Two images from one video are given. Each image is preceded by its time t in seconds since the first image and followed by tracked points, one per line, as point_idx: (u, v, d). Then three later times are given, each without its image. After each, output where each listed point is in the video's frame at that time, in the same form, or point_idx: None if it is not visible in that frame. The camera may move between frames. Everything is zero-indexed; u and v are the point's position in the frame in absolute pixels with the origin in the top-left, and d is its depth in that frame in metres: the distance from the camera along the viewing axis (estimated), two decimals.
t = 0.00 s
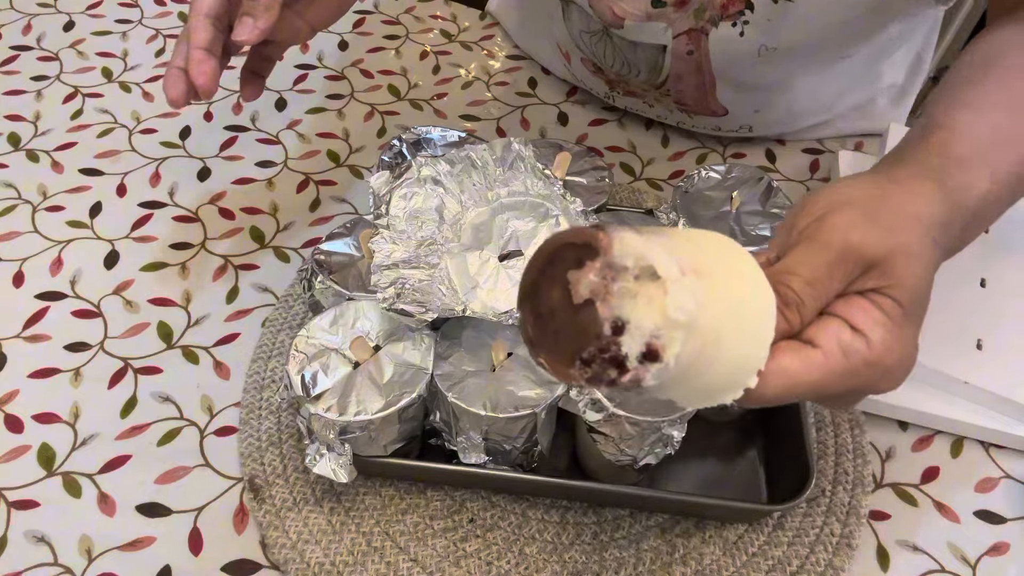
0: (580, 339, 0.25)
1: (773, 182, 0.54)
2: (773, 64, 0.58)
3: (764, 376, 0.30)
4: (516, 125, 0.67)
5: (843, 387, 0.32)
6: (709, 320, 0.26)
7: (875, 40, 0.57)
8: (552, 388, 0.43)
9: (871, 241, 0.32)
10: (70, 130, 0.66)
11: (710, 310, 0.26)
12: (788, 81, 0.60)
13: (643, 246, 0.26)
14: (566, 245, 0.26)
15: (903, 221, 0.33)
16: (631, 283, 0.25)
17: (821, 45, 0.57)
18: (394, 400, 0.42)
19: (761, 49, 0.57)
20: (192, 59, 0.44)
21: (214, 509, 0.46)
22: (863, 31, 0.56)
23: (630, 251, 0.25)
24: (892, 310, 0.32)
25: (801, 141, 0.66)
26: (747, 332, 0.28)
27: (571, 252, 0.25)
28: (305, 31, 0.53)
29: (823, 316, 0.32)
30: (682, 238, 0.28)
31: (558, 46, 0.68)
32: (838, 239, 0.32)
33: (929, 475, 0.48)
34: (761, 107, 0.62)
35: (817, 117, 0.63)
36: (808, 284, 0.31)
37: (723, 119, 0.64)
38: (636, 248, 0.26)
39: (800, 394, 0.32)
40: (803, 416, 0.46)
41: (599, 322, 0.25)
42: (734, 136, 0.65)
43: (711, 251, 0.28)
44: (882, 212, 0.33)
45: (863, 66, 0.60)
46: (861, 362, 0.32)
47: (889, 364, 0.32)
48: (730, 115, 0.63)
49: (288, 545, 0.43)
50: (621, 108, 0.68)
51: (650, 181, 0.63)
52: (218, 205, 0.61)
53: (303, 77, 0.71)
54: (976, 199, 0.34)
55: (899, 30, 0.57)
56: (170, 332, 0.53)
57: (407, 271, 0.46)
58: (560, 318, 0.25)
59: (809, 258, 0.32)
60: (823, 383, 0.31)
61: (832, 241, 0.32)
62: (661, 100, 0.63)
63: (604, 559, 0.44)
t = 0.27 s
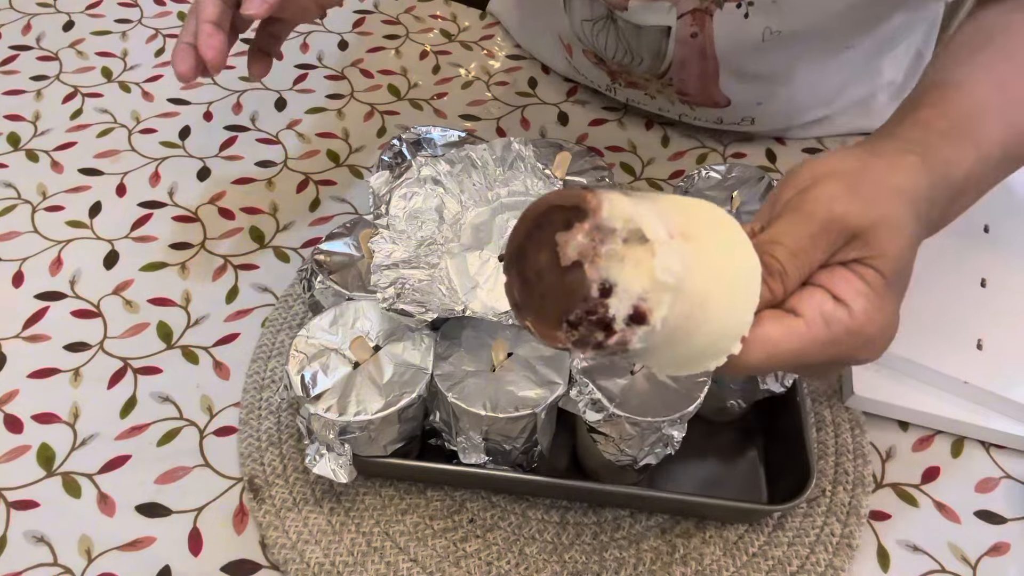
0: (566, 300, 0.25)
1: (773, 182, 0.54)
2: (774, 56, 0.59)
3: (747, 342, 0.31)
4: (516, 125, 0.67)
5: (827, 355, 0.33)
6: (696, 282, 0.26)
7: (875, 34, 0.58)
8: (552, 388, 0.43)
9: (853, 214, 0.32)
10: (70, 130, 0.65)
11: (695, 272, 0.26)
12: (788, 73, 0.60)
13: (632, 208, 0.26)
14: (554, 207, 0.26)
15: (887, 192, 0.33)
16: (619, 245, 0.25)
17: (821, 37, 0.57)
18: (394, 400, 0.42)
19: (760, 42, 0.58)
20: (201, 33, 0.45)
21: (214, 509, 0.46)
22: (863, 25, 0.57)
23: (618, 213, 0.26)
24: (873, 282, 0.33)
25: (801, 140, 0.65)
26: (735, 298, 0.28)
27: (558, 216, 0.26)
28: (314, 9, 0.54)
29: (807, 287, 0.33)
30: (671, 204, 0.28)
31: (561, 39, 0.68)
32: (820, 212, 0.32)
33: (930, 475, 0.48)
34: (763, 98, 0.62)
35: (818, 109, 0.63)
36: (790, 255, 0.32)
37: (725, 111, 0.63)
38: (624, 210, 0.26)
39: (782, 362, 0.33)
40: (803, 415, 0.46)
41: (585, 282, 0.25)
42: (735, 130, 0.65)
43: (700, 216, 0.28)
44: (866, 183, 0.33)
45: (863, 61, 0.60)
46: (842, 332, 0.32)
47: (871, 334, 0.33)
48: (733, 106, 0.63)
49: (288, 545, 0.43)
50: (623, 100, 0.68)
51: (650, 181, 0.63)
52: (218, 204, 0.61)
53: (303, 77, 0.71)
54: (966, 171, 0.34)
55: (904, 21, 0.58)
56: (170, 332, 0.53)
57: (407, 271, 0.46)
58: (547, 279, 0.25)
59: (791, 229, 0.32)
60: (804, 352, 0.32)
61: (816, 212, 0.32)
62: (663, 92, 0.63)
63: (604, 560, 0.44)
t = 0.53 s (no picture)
0: (591, 262, 0.25)
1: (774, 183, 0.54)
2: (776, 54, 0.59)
3: (768, 303, 0.30)
4: (516, 125, 0.67)
5: (841, 317, 0.33)
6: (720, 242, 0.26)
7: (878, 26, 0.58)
8: (552, 388, 0.43)
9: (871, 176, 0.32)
10: (70, 130, 0.65)
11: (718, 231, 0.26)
12: (790, 70, 0.60)
13: (655, 167, 0.26)
14: (578, 165, 0.25)
15: (902, 153, 0.33)
16: (643, 206, 0.25)
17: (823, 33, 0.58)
18: (394, 400, 0.42)
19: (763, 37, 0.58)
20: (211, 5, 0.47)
21: (214, 509, 0.46)
22: (866, 19, 0.57)
23: (643, 172, 0.25)
24: (889, 242, 0.33)
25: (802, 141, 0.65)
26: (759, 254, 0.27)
27: (582, 176, 0.25)
28: None
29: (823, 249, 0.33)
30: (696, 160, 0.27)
31: (563, 29, 0.68)
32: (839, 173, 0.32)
33: (930, 475, 0.48)
34: (767, 89, 0.62)
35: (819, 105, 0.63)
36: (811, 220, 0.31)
37: (729, 101, 0.64)
38: (648, 169, 0.25)
39: (799, 324, 0.32)
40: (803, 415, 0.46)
41: (610, 244, 0.25)
42: (738, 122, 0.65)
43: (725, 173, 0.27)
44: (882, 144, 0.33)
45: (864, 53, 0.60)
46: (860, 292, 0.32)
47: (886, 295, 0.33)
48: (737, 97, 0.63)
49: (288, 545, 0.43)
50: (625, 92, 0.68)
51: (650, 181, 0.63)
52: (218, 204, 0.61)
53: (303, 77, 0.71)
54: (973, 137, 0.35)
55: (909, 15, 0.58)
56: (170, 332, 0.53)
57: (407, 271, 0.45)
58: (572, 241, 0.25)
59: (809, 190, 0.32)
60: (822, 313, 0.32)
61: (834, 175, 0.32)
62: (667, 82, 0.63)
63: (604, 560, 0.44)
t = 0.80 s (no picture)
0: (637, 267, 0.24)
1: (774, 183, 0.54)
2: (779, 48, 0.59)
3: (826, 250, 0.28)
4: (516, 125, 0.67)
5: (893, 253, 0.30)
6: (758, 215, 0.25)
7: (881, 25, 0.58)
8: (553, 387, 0.43)
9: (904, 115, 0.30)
10: (70, 130, 0.65)
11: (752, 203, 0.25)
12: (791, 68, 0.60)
13: (676, 160, 0.24)
14: (600, 176, 0.25)
15: (929, 86, 0.32)
16: (673, 202, 0.24)
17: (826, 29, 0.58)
18: (394, 400, 0.42)
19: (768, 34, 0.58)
20: None
21: (214, 509, 0.46)
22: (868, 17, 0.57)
23: (666, 169, 0.24)
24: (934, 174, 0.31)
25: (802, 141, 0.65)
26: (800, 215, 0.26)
27: (605, 186, 0.24)
28: None
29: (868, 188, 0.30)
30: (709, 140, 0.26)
31: (568, 21, 0.67)
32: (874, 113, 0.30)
33: (930, 475, 0.48)
34: (771, 83, 0.61)
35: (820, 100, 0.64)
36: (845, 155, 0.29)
37: (733, 95, 0.63)
38: (669, 165, 0.24)
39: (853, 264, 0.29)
40: (804, 416, 0.46)
41: (651, 247, 0.24)
42: (742, 114, 0.65)
43: (745, 142, 0.26)
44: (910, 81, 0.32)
45: (865, 50, 0.60)
46: (913, 223, 0.30)
47: (937, 229, 0.31)
48: (742, 90, 0.63)
49: (288, 545, 0.43)
50: (629, 84, 0.67)
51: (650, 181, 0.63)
52: (217, 204, 0.61)
53: (303, 77, 0.71)
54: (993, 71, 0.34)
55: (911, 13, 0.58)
56: (170, 332, 0.53)
57: (406, 271, 0.45)
58: (614, 250, 0.24)
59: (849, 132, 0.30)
60: (876, 252, 0.29)
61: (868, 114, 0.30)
62: (672, 74, 0.63)
63: (605, 560, 0.43)
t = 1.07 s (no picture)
0: (696, 287, 0.26)
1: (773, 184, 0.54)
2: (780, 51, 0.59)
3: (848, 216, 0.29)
4: (516, 125, 0.67)
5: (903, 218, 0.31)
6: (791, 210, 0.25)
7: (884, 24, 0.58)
8: (553, 387, 0.43)
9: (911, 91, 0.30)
10: (70, 130, 0.65)
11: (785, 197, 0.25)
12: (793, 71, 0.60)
13: (708, 181, 0.25)
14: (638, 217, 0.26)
15: (939, 61, 0.31)
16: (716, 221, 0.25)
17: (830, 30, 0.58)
18: (394, 400, 0.42)
19: (770, 33, 0.57)
20: None
21: (214, 509, 0.46)
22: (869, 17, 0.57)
23: (699, 195, 0.25)
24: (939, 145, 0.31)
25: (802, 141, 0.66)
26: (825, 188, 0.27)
27: (648, 225, 0.26)
28: None
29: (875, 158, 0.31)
30: (730, 142, 0.26)
31: (567, 19, 0.68)
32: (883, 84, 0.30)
33: (930, 475, 0.48)
34: (775, 78, 0.60)
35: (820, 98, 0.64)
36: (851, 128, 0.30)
37: (735, 90, 0.62)
38: (699, 190, 0.25)
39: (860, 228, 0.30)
40: (803, 416, 0.46)
41: (704, 269, 0.25)
42: (744, 111, 0.64)
43: (755, 140, 0.26)
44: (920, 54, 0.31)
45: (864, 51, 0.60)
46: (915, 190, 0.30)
47: (941, 197, 0.31)
48: (745, 84, 0.61)
49: (288, 545, 0.43)
50: (630, 81, 0.67)
51: (649, 181, 0.63)
52: (218, 205, 0.61)
53: (303, 77, 0.71)
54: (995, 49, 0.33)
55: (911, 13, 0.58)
56: (170, 332, 0.53)
57: (406, 271, 0.45)
58: (674, 276, 0.26)
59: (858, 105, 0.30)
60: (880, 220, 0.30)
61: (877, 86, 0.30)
62: (675, 68, 0.63)
63: (604, 559, 0.44)
